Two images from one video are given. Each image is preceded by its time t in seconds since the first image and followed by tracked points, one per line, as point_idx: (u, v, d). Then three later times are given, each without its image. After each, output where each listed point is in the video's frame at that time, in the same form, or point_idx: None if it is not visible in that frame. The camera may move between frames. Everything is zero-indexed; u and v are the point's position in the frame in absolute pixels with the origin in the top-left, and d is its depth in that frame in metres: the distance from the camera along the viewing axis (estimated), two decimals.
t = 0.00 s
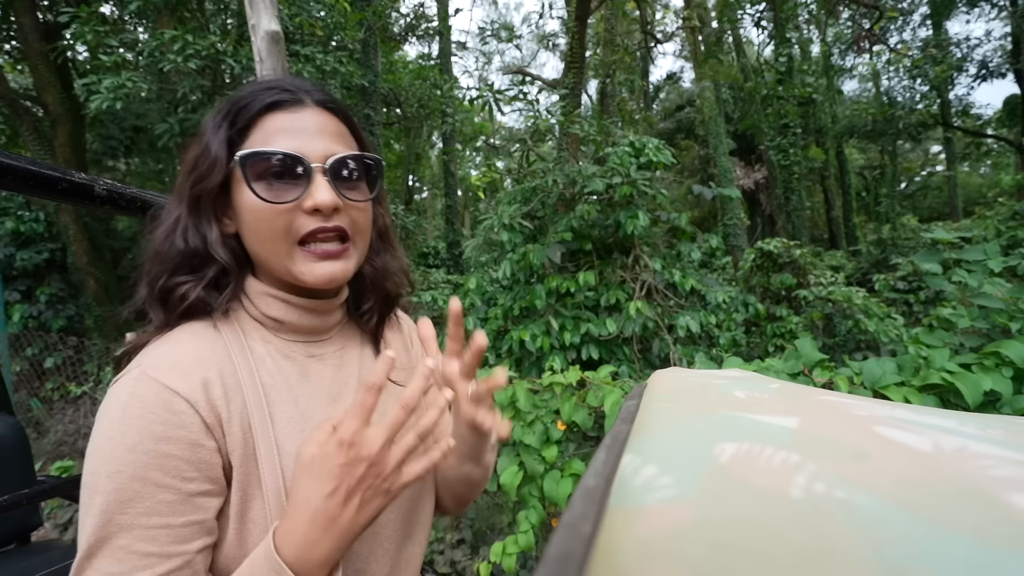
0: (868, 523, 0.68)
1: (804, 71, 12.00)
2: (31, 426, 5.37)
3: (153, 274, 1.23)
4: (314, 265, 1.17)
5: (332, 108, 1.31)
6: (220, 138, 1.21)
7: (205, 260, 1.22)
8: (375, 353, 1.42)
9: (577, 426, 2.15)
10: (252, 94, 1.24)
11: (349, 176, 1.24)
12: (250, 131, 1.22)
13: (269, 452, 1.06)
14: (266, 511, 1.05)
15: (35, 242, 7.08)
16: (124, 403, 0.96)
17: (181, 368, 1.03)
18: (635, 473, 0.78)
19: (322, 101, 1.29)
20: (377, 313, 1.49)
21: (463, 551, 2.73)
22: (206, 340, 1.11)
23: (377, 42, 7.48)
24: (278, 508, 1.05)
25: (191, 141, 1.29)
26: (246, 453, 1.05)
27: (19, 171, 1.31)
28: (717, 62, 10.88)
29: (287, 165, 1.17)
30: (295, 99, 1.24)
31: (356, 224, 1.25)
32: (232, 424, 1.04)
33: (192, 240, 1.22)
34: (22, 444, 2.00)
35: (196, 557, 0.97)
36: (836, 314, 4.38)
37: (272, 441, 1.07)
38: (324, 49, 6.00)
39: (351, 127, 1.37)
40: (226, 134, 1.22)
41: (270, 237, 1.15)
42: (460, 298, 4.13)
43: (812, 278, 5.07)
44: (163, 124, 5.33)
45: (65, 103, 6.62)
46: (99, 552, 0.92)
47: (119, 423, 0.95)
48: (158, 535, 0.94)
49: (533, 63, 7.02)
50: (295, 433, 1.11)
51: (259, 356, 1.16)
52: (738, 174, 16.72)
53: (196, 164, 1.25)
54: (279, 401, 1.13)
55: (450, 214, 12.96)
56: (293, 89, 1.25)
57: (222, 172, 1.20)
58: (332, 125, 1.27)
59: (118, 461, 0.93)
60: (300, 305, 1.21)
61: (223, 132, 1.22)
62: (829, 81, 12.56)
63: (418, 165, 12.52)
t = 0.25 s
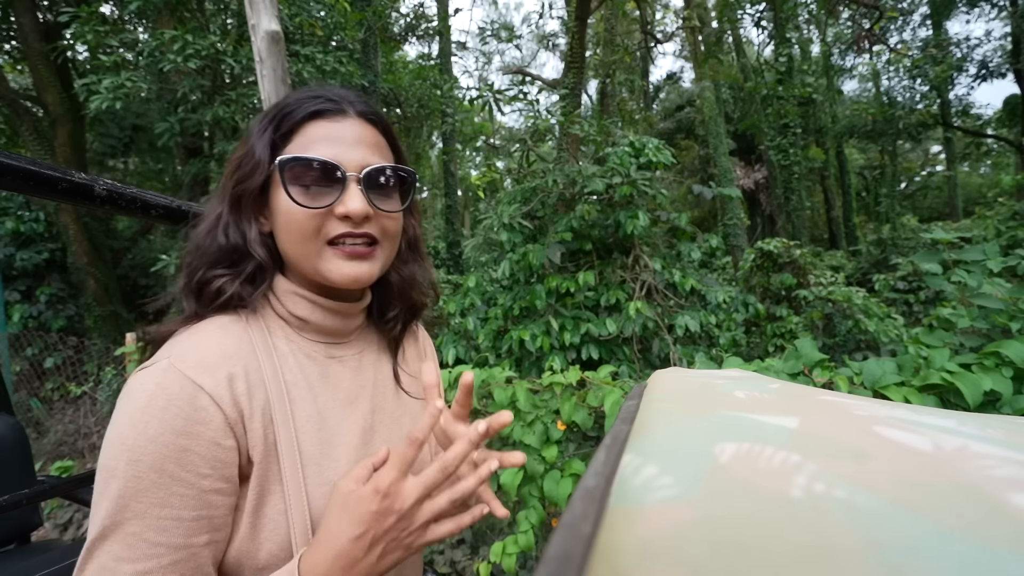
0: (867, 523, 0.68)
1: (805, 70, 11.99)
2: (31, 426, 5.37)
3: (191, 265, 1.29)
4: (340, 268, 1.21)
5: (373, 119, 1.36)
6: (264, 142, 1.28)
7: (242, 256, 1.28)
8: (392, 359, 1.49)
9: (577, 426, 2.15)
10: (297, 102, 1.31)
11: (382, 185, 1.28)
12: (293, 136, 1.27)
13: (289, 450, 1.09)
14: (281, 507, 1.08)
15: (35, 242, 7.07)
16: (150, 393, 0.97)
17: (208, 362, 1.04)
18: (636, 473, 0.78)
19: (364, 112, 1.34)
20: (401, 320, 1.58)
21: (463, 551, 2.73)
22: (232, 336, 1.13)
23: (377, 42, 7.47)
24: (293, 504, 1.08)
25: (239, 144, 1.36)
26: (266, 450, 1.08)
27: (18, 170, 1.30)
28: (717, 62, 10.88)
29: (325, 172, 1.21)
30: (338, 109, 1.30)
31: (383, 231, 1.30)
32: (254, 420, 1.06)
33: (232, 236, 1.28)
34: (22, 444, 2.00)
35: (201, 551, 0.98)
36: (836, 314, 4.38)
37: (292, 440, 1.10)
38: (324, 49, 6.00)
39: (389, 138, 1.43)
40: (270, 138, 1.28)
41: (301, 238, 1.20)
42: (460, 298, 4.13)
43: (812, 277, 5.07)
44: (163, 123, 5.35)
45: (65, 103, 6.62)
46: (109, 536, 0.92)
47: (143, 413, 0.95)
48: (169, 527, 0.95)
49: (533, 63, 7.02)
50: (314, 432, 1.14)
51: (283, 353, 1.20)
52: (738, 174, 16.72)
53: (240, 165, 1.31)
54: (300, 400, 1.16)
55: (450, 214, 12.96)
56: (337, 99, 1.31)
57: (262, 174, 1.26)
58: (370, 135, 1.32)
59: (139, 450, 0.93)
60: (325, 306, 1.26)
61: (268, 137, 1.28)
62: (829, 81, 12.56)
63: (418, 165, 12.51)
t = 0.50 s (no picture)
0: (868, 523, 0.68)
1: (805, 70, 11.99)
2: (31, 426, 5.37)
3: (211, 265, 1.30)
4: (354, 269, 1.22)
5: (387, 125, 1.39)
6: (282, 146, 1.30)
7: (261, 257, 1.29)
8: (401, 361, 1.50)
9: (577, 426, 2.15)
10: (315, 107, 1.33)
11: (395, 189, 1.29)
12: (310, 140, 1.30)
13: (305, 448, 1.10)
14: (296, 504, 1.09)
15: (34, 242, 7.07)
16: (174, 387, 0.97)
17: (230, 358, 1.05)
18: (635, 472, 0.78)
19: (379, 118, 1.37)
20: (413, 322, 1.60)
21: (463, 551, 2.73)
22: (252, 333, 1.14)
23: (377, 42, 7.47)
24: (307, 501, 1.08)
25: (259, 148, 1.38)
26: (285, 446, 1.08)
27: (18, 170, 1.30)
28: (717, 62, 10.88)
29: (341, 175, 1.23)
30: (354, 114, 1.33)
31: (397, 233, 1.30)
32: (274, 417, 1.07)
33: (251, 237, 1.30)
34: (22, 444, 2.00)
35: (220, 544, 0.99)
36: (836, 314, 4.38)
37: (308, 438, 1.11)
38: (324, 49, 6.01)
39: (403, 143, 1.45)
40: (289, 142, 1.30)
41: (318, 239, 1.22)
42: (460, 298, 4.12)
43: (811, 277, 5.07)
44: (163, 123, 5.36)
45: (65, 103, 6.62)
46: (132, 529, 0.92)
47: (168, 407, 0.95)
48: (190, 520, 0.95)
49: (533, 63, 7.01)
50: (329, 430, 1.15)
51: (300, 352, 1.20)
52: (738, 174, 16.73)
53: (259, 168, 1.33)
54: (317, 398, 1.17)
55: (450, 214, 12.95)
56: (353, 104, 1.34)
57: (281, 177, 1.28)
58: (384, 139, 1.33)
59: (164, 444, 0.93)
60: (341, 307, 1.27)
61: (287, 140, 1.30)
62: (829, 81, 12.56)
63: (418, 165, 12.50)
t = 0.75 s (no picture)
0: (868, 523, 0.68)
1: (805, 71, 11.99)
2: (31, 426, 5.37)
3: (215, 265, 1.30)
4: (358, 267, 1.22)
5: (387, 124, 1.39)
6: (284, 146, 1.30)
7: (264, 256, 1.29)
8: (402, 359, 1.51)
9: (577, 426, 2.16)
10: (315, 108, 1.34)
11: (396, 186, 1.30)
12: (312, 139, 1.30)
13: (309, 444, 1.10)
14: (301, 500, 1.09)
15: (34, 242, 7.07)
16: (181, 384, 0.97)
17: (235, 355, 1.05)
18: (635, 472, 0.78)
19: (379, 117, 1.37)
20: (413, 320, 1.60)
21: (463, 551, 2.73)
22: (256, 330, 1.14)
23: (377, 42, 7.47)
24: (311, 498, 1.08)
25: (259, 150, 1.38)
26: (290, 442, 1.09)
27: (18, 170, 1.30)
28: (717, 62, 10.88)
29: (343, 173, 1.23)
30: (355, 114, 1.33)
31: (398, 230, 1.31)
32: (279, 414, 1.07)
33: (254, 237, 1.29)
34: (22, 443, 2.00)
35: (231, 538, 0.99)
36: (836, 314, 4.38)
37: (312, 434, 1.11)
38: (324, 49, 6.01)
39: (403, 142, 1.46)
40: (291, 142, 1.30)
41: (321, 237, 1.22)
42: (460, 298, 4.12)
43: (811, 277, 5.07)
44: (163, 123, 5.36)
45: (65, 103, 6.62)
46: (144, 526, 0.92)
47: (176, 403, 0.95)
48: (202, 515, 0.95)
49: (533, 63, 7.01)
50: (333, 426, 1.15)
51: (304, 349, 1.21)
52: (738, 174, 16.73)
53: (261, 168, 1.33)
54: (321, 394, 1.17)
55: (450, 215, 12.95)
56: (353, 104, 1.35)
57: (283, 176, 1.28)
58: (384, 138, 1.34)
59: (173, 440, 0.93)
60: (344, 305, 1.28)
61: (288, 140, 1.30)
62: (829, 81, 12.56)
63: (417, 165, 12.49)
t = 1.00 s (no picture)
0: (869, 522, 0.68)
1: (805, 71, 11.98)
2: (31, 426, 5.37)
3: (205, 268, 1.29)
4: (354, 261, 1.22)
5: (374, 122, 1.41)
6: (274, 145, 1.29)
7: (256, 257, 1.28)
8: (395, 356, 1.51)
9: (577, 426, 2.15)
10: (303, 108, 1.34)
11: (387, 180, 1.31)
12: (301, 138, 1.30)
13: (303, 443, 1.09)
14: (296, 499, 1.09)
15: (34, 242, 7.07)
16: (174, 385, 0.97)
17: (228, 354, 1.05)
18: (636, 472, 0.78)
19: (366, 115, 1.39)
20: (406, 315, 1.61)
21: (463, 551, 2.73)
22: (247, 330, 1.14)
23: (377, 42, 7.47)
24: (307, 497, 1.08)
25: (247, 152, 1.37)
26: (285, 440, 1.09)
27: (18, 170, 1.30)
28: (717, 62, 10.88)
29: (335, 168, 1.24)
30: (343, 112, 1.34)
31: (392, 224, 1.31)
32: (273, 413, 1.07)
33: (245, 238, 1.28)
34: (22, 443, 2.00)
35: (230, 537, 0.99)
36: (836, 314, 4.38)
37: (305, 432, 1.11)
38: (324, 48, 6.02)
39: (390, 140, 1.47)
40: (279, 142, 1.30)
41: (316, 233, 1.22)
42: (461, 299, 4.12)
43: (811, 277, 5.06)
44: (163, 123, 5.36)
45: (65, 103, 6.62)
46: (143, 526, 0.92)
47: (169, 404, 0.95)
48: (199, 513, 0.95)
49: (533, 63, 7.01)
50: (327, 424, 1.15)
51: (296, 348, 1.21)
52: (738, 174, 16.72)
53: (250, 169, 1.33)
54: (314, 393, 1.17)
55: (450, 215, 12.95)
56: (342, 102, 1.36)
57: (274, 176, 1.27)
58: (373, 134, 1.35)
59: (167, 441, 0.93)
60: (337, 302, 1.28)
61: (277, 139, 1.30)
62: (829, 81, 12.56)
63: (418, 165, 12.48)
